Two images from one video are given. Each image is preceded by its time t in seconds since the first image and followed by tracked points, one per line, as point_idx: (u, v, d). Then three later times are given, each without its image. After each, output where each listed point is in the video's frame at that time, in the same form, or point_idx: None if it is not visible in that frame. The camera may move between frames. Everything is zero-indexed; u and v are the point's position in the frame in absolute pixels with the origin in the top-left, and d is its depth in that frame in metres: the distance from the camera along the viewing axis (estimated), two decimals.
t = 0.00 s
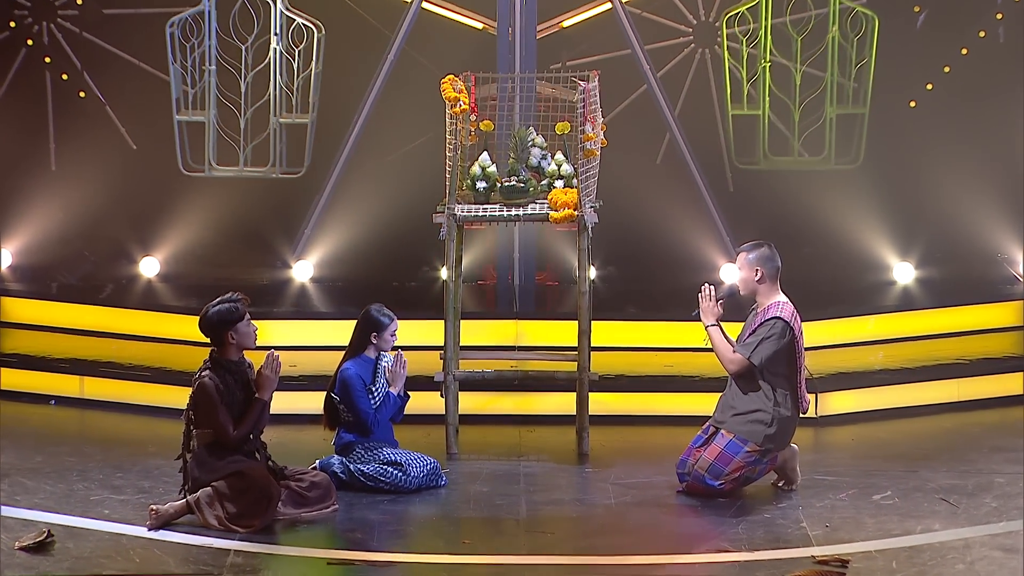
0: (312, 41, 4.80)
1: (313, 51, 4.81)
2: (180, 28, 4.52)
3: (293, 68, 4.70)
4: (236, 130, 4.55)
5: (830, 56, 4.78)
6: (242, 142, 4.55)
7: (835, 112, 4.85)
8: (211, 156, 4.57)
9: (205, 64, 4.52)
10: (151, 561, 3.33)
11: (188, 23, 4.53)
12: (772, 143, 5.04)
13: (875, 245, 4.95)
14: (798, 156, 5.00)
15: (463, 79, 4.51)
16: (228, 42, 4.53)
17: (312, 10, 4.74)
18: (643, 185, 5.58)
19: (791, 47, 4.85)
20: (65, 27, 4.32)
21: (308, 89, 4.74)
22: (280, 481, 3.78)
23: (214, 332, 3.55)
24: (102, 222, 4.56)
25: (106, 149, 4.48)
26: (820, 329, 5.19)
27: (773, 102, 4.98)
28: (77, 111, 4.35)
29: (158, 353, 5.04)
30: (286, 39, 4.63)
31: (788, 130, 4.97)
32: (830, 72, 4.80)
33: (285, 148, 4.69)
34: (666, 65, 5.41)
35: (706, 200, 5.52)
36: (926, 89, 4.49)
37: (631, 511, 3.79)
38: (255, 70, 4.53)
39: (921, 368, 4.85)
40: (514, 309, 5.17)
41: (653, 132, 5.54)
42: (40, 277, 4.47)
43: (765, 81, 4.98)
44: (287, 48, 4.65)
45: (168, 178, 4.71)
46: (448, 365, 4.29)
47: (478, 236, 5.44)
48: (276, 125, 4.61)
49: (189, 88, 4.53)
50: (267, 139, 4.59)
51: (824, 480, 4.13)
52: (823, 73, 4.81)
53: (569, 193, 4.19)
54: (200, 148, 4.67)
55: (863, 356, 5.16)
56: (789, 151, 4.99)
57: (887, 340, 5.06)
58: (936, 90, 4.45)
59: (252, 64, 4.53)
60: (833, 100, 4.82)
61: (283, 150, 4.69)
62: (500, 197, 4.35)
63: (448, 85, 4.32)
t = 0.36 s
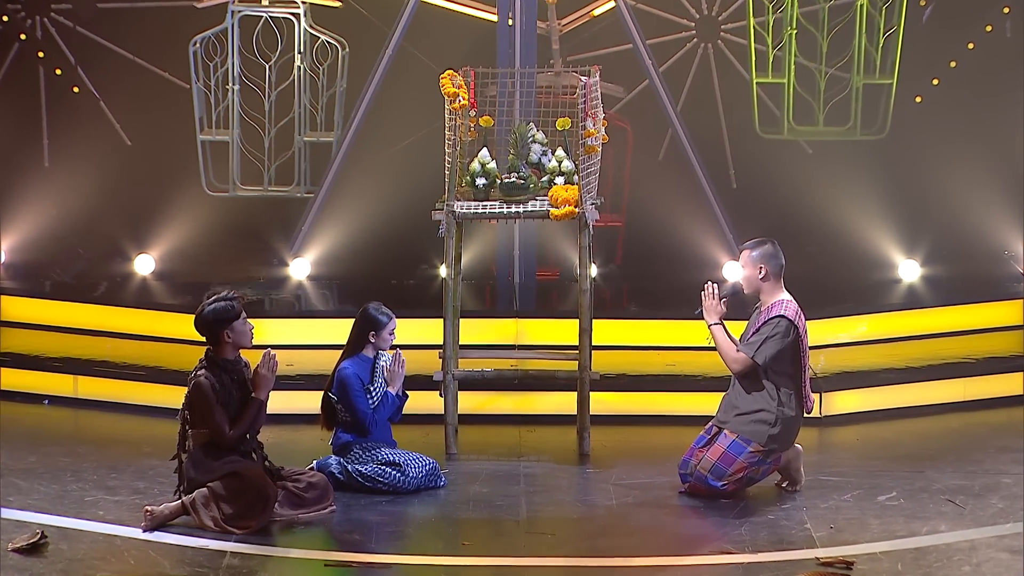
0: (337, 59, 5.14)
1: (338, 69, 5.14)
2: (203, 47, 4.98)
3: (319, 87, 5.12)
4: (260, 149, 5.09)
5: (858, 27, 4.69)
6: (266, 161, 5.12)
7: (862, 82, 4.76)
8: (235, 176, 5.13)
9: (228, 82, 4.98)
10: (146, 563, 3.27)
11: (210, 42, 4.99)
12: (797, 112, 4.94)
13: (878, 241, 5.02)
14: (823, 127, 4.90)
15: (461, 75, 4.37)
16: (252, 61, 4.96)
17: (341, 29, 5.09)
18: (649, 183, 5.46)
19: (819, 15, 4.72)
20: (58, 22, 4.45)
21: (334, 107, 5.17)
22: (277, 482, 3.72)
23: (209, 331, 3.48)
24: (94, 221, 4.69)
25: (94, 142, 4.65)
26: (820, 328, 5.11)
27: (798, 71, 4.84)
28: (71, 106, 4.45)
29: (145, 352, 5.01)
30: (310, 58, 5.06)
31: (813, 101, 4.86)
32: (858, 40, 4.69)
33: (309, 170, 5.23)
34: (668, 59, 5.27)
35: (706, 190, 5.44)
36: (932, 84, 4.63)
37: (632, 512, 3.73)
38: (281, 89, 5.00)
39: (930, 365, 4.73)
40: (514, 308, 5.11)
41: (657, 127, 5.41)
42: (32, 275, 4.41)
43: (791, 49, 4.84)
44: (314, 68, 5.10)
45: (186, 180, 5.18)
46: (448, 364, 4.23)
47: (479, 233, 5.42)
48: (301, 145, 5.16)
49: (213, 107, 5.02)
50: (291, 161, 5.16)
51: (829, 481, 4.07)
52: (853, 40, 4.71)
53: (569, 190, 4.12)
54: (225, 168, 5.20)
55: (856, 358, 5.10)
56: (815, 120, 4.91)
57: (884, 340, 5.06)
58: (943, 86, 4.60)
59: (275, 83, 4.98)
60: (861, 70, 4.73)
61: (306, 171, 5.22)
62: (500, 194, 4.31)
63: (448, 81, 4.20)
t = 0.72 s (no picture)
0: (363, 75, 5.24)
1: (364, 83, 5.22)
2: (227, 64, 5.21)
3: (345, 102, 5.25)
4: (286, 166, 5.33)
5: None
6: (292, 177, 5.34)
7: (891, 49, 5.09)
8: (261, 195, 5.36)
9: (254, 99, 5.25)
10: (141, 564, 3.21)
11: (233, 60, 5.21)
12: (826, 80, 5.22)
13: (884, 239, 5.42)
14: (853, 94, 5.21)
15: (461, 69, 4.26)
16: (278, 77, 5.23)
17: (366, 45, 5.21)
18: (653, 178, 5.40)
19: None
20: (51, 17, 5.11)
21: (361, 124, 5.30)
22: (275, 482, 3.67)
23: (206, 330, 3.43)
24: (87, 216, 5.41)
25: (91, 135, 5.28)
26: (830, 325, 4.84)
27: (825, 38, 5.16)
28: (65, 100, 5.19)
29: (139, 351, 4.83)
30: (337, 75, 5.22)
31: (841, 66, 5.20)
32: (887, 7, 5.02)
33: (333, 187, 5.36)
34: (670, 55, 5.25)
35: (707, 185, 5.35)
36: (937, 79, 5.15)
37: (634, 512, 3.69)
38: (306, 104, 5.27)
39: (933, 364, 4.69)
40: (513, 307, 5.05)
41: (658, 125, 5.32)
42: (29, 272, 5.38)
43: (818, 17, 5.13)
44: (340, 84, 5.23)
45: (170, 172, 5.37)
46: (447, 364, 4.17)
47: (481, 230, 5.52)
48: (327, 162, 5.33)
49: (240, 125, 5.28)
50: (315, 179, 5.34)
51: (833, 481, 4.02)
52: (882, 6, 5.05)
53: (570, 187, 4.03)
54: (248, 184, 5.38)
55: (870, 355, 4.81)
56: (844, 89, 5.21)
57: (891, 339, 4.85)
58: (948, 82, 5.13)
59: (301, 99, 5.26)
60: (889, 37, 5.06)
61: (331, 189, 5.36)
62: (500, 190, 4.22)
63: (447, 76, 4.11)
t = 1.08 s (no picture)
0: (393, 90, 5.36)
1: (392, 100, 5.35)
2: (255, 79, 5.34)
3: (373, 119, 5.38)
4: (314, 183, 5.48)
5: None
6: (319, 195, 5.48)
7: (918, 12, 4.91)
8: (290, 210, 5.49)
9: (282, 115, 5.39)
10: (139, 564, 3.18)
11: (261, 75, 5.34)
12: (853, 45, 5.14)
13: (886, 238, 5.48)
14: (882, 60, 5.12)
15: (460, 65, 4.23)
16: (306, 92, 5.37)
17: (395, 61, 5.32)
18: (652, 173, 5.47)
19: None
20: (48, 13, 4.98)
21: (389, 140, 5.42)
22: (273, 482, 3.64)
23: (204, 328, 3.39)
24: (84, 214, 5.39)
25: (90, 133, 5.26)
26: (830, 325, 4.83)
27: (852, 4, 5.06)
28: (63, 98, 5.12)
29: (138, 349, 4.80)
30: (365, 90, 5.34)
31: (868, 31, 5.07)
32: None
33: (360, 204, 5.50)
34: (674, 50, 5.36)
35: (712, 187, 5.44)
36: (941, 77, 5.06)
37: (635, 512, 3.66)
38: (333, 121, 5.40)
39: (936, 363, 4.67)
40: (514, 305, 5.02)
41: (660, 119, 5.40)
42: (24, 270, 5.25)
43: None
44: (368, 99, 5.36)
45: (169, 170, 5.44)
46: (446, 362, 4.14)
47: (480, 227, 5.47)
48: (355, 177, 5.46)
49: (268, 141, 5.43)
50: (343, 194, 5.49)
51: (835, 481, 3.98)
52: None
53: (570, 184, 4.00)
54: (275, 200, 5.51)
55: (872, 353, 4.79)
56: (870, 58, 5.14)
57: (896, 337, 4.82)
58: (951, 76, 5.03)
59: (329, 115, 5.39)
60: None
61: (359, 206, 5.50)
62: (500, 188, 4.17)
63: (446, 72, 4.09)
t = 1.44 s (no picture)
0: (423, 102, 5.42)
1: (424, 111, 5.41)
2: (285, 92, 5.40)
3: (403, 131, 5.44)
4: (343, 196, 5.53)
5: None
6: (349, 208, 5.55)
7: None
8: (317, 222, 5.57)
9: (311, 128, 5.44)
10: (135, 565, 3.14)
11: (291, 87, 5.39)
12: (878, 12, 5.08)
13: (889, 235, 5.49)
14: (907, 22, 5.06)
15: (460, 62, 4.18)
16: (335, 104, 5.41)
17: (423, 73, 5.37)
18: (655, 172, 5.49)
19: None
20: (43, 9, 5.04)
21: (418, 154, 5.48)
22: (271, 482, 3.60)
23: (201, 327, 3.35)
24: (81, 210, 5.41)
25: (87, 131, 5.28)
26: (831, 324, 4.84)
27: None
28: (59, 94, 5.08)
29: (136, 348, 4.77)
30: (396, 100, 5.41)
31: None
32: None
33: (390, 216, 5.59)
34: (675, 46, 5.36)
35: (721, 198, 5.33)
36: (945, 73, 5.06)
37: (636, 513, 3.62)
38: (362, 134, 5.44)
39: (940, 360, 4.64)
40: (514, 304, 4.99)
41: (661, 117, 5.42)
42: (21, 269, 5.18)
43: None
44: (397, 111, 5.42)
45: (167, 170, 5.47)
46: (446, 361, 4.09)
47: (479, 226, 5.43)
48: (385, 191, 5.53)
49: (297, 154, 5.47)
50: (374, 207, 5.56)
51: (838, 482, 3.94)
52: None
53: (571, 182, 3.96)
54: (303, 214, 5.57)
55: (875, 352, 4.76)
56: (895, 20, 5.07)
57: (901, 335, 4.79)
58: (955, 74, 5.02)
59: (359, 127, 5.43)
60: None
61: (388, 217, 5.59)
62: (500, 186, 4.11)
63: (446, 69, 4.02)
